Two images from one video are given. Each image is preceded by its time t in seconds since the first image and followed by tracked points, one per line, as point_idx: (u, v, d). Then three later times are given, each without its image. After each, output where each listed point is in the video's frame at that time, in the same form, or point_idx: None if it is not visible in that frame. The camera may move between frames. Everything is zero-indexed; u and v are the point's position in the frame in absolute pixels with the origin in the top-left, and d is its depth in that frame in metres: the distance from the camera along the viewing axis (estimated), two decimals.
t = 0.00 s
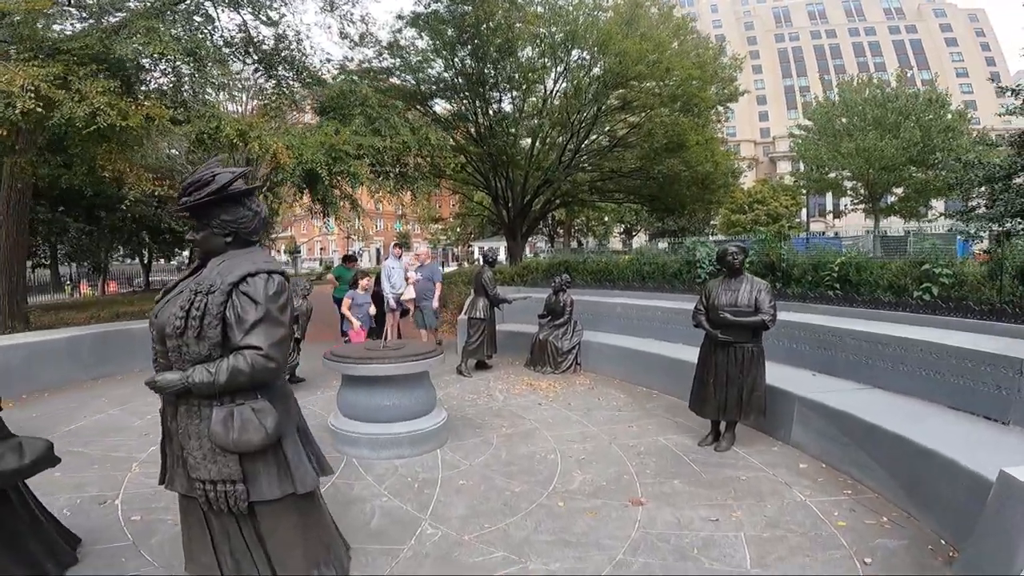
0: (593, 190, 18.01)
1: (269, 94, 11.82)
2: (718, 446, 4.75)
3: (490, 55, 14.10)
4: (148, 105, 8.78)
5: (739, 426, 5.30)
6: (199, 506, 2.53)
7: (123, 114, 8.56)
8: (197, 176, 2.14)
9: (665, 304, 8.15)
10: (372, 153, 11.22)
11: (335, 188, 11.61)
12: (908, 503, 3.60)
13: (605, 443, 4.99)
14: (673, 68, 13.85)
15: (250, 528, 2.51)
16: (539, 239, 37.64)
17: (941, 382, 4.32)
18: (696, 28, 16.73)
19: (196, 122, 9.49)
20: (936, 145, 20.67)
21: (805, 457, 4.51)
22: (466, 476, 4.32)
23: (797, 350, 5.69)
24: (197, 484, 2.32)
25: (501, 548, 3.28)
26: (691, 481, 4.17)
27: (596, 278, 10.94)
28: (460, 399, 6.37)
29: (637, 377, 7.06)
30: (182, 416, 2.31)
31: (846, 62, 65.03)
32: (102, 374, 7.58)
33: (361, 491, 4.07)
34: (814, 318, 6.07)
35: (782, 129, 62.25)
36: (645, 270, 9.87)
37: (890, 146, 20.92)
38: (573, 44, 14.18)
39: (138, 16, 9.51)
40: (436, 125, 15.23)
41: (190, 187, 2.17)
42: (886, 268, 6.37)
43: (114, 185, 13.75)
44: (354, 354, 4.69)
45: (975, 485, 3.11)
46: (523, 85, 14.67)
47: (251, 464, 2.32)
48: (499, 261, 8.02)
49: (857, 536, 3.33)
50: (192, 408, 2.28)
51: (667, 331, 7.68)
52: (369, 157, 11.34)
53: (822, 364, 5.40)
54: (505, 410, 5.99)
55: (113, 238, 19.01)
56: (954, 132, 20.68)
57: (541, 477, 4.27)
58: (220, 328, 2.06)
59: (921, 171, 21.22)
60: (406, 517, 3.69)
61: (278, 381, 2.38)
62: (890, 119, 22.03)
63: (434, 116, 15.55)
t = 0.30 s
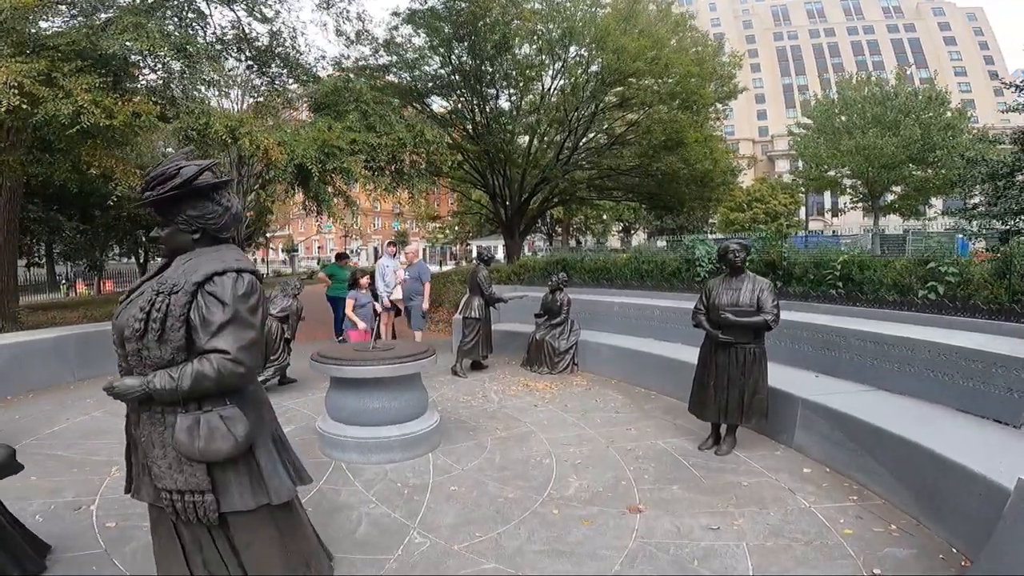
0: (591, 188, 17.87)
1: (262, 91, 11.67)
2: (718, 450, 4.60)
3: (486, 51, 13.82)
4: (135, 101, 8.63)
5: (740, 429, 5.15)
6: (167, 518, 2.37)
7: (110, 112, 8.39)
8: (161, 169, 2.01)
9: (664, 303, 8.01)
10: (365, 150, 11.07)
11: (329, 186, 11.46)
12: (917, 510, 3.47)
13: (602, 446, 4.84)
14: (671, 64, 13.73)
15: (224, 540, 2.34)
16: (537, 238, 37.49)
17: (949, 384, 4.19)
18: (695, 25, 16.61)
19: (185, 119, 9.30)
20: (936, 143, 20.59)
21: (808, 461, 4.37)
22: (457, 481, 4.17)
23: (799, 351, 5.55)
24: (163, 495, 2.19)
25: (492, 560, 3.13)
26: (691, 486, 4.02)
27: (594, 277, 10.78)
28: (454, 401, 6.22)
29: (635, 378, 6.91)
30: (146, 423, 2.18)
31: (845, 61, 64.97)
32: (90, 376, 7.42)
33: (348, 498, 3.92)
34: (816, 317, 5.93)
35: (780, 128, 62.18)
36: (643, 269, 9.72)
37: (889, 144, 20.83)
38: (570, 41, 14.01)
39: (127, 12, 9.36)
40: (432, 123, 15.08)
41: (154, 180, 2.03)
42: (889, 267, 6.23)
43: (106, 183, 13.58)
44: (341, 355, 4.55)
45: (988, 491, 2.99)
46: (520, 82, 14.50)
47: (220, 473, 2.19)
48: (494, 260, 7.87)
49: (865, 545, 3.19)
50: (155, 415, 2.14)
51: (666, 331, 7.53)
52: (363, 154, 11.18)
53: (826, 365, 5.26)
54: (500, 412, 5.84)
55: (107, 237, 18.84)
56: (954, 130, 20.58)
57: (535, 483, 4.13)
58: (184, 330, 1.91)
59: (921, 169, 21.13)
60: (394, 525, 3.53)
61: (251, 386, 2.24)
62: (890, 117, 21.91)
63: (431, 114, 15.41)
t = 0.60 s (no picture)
0: (589, 189, 17.77)
1: (257, 90, 11.53)
2: (718, 456, 4.47)
3: (483, 50, 13.72)
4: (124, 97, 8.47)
5: (742, 435, 5.02)
6: (134, 531, 2.24)
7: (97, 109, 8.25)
8: (127, 163, 1.92)
9: (662, 306, 7.88)
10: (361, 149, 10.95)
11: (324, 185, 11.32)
12: (926, 518, 3.35)
13: (599, 452, 4.72)
14: (671, 64, 13.61)
15: (195, 554, 2.21)
16: (535, 239, 37.34)
17: (957, 390, 4.07)
18: (694, 26, 16.52)
19: (175, 117, 9.14)
20: (935, 144, 20.53)
21: (810, 468, 4.25)
22: (450, 489, 4.03)
23: (802, 355, 5.44)
24: (128, 506, 2.06)
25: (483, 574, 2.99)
26: (690, 494, 3.89)
27: (592, 279, 10.65)
28: (448, 405, 6.09)
29: (634, 382, 6.77)
30: (109, 431, 2.05)
31: (843, 63, 64.97)
32: (74, 377, 7.25)
33: (336, 506, 3.78)
34: (820, 321, 5.80)
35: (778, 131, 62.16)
36: (641, 271, 9.59)
37: (889, 146, 20.75)
38: (569, 41, 13.87)
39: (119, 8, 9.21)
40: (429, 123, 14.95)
41: (120, 176, 1.94)
42: (893, 270, 6.10)
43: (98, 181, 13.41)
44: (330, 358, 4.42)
45: (1001, 500, 2.87)
46: (518, 83, 14.37)
47: (190, 484, 2.07)
48: (490, 261, 7.74)
49: (872, 557, 3.06)
50: (118, 423, 2.02)
51: (665, 334, 7.40)
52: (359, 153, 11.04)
53: (829, 370, 5.14)
54: (495, 416, 5.71)
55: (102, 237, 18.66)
56: (954, 132, 20.52)
57: (530, 491, 3.99)
58: (149, 334, 1.80)
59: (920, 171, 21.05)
60: (382, 535, 3.39)
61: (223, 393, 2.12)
62: (889, 118, 21.83)
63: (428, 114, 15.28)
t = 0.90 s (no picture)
0: (589, 190, 17.62)
1: (256, 87, 11.37)
2: (725, 462, 4.33)
3: (484, 48, 13.58)
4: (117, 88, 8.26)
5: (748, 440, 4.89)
6: (112, 543, 2.10)
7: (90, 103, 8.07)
8: (105, 153, 1.81)
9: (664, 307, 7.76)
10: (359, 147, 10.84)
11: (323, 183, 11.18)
12: (942, 526, 3.23)
13: (601, 457, 4.59)
14: (673, 63, 13.47)
15: (177, 567, 2.07)
16: (535, 240, 37.19)
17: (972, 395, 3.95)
18: (696, 26, 16.41)
19: (170, 111, 8.95)
20: (938, 147, 20.23)
21: (820, 475, 4.11)
22: (448, 495, 3.90)
23: (809, 358, 5.31)
24: (103, 517, 1.94)
25: None
26: (697, 501, 3.76)
27: (593, 280, 10.52)
28: (446, 407, 5.96)
29: (636, 385, 6.64)
30: (82, 438, 1.94)
31: (845, 65, 64.86)
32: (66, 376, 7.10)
33: (331, 512, 3.65)
34: (827, 323, 5.68)
35: (779, 133, 62.05)
36: (643, 272, 9.46)
37: (891, 148, 20.64)
38: (570, 40, 13.73)
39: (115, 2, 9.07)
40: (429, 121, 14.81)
41: (97, 167, 1.83)
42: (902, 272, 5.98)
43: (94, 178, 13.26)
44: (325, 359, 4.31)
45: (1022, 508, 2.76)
46: (518, 82, 14.23)
47: (170, 494, 1.94)
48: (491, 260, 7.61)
49: (889, 568, 2.94)
50: (91, 430, 1.90)
51: (668, 337, 7.27)
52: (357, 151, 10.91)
53: (837, 374, 5.02)
54: (494, 419, 5.58)
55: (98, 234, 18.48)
56: (956, 134, 20.39)
57: (532, 498, 3.86)
58: (125, 335, 1.75)
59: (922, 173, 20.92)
60: (377, 544, 3.26)
61: (205, 397, 2.00)
62: (892, 120, 21.72)
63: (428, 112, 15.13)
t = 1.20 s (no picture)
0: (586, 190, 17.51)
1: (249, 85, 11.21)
2: (731, 467, 4.21)
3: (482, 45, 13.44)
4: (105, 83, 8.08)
5: (754, 445, 4.77)
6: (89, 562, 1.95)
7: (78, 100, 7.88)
8: (78, 145, 1.70)
9: (665, 308, 7.65)
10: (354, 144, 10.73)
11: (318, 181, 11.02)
12: (963, 534, 3.14)
13: (604, 463, 4.47)
14: (671, 62, 13.37)
15: None
16: (530, 240, 37.05)
17: (987, 399, 3.84)
18: (695, 25, 16.32)
19: (160, 107, 8.74)
20: (934, 147, 20.57)
21: (830, 481, 4.00)
22: (448, 504, 3.77)
23: (815, 361, 5.20)
24: (79, 535, 1.80)
25: None
26: (705, 509, 3.64)
27: (591, 280, 10.40)
28: (444, 411, 5.83)
29: (637, 388, 6.51)
30: (51, 452, 1.79)
31: (839, 66, 65.09)
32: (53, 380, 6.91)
33: (327, 522, 3.51)
34: (832, 325, 5.57)
35: (773, 134, 62.20)
36: (642, 272, 9.34)
37: (888, 148, 20.66)
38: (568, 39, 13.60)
39: None
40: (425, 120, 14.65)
41: (69, 160, 1.72)
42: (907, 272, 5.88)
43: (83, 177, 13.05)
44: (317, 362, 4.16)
45: None
46: (516, 81, 14.10)
47: (150, 511, 1.81)
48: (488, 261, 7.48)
49: None
50: (61, 443, 1.76)
51: (669, 338, 7.15)
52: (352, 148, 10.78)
53: (845, 377, 4.91)
54: (494, 424, 5.45)
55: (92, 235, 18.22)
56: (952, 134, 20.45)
57: (534, 506, 3.73)
58: (96, 343, 1.64)
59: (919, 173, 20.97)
60: (375, 556, 3.12)
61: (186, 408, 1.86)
62: (888, 120, 21.74)
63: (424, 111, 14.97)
